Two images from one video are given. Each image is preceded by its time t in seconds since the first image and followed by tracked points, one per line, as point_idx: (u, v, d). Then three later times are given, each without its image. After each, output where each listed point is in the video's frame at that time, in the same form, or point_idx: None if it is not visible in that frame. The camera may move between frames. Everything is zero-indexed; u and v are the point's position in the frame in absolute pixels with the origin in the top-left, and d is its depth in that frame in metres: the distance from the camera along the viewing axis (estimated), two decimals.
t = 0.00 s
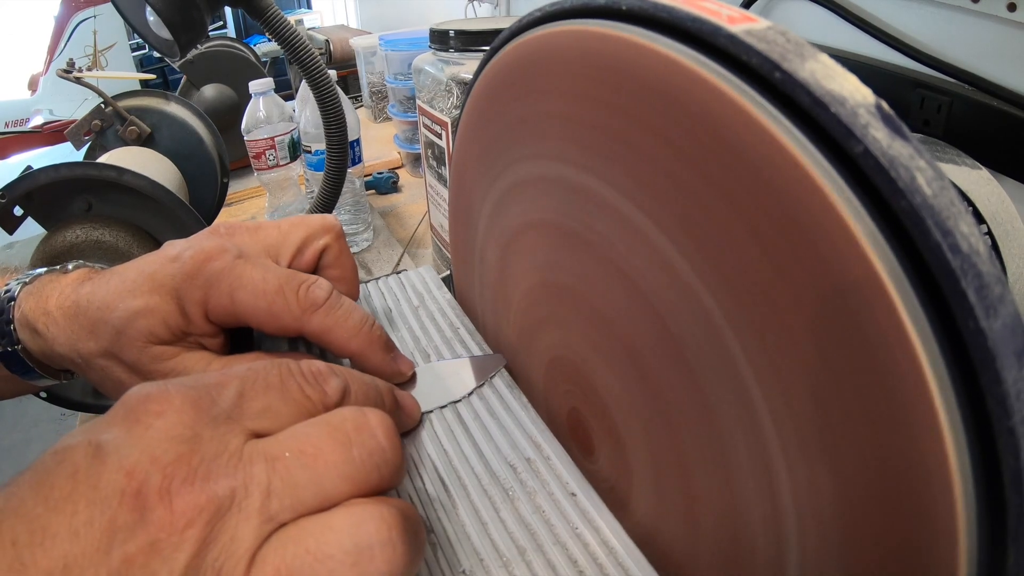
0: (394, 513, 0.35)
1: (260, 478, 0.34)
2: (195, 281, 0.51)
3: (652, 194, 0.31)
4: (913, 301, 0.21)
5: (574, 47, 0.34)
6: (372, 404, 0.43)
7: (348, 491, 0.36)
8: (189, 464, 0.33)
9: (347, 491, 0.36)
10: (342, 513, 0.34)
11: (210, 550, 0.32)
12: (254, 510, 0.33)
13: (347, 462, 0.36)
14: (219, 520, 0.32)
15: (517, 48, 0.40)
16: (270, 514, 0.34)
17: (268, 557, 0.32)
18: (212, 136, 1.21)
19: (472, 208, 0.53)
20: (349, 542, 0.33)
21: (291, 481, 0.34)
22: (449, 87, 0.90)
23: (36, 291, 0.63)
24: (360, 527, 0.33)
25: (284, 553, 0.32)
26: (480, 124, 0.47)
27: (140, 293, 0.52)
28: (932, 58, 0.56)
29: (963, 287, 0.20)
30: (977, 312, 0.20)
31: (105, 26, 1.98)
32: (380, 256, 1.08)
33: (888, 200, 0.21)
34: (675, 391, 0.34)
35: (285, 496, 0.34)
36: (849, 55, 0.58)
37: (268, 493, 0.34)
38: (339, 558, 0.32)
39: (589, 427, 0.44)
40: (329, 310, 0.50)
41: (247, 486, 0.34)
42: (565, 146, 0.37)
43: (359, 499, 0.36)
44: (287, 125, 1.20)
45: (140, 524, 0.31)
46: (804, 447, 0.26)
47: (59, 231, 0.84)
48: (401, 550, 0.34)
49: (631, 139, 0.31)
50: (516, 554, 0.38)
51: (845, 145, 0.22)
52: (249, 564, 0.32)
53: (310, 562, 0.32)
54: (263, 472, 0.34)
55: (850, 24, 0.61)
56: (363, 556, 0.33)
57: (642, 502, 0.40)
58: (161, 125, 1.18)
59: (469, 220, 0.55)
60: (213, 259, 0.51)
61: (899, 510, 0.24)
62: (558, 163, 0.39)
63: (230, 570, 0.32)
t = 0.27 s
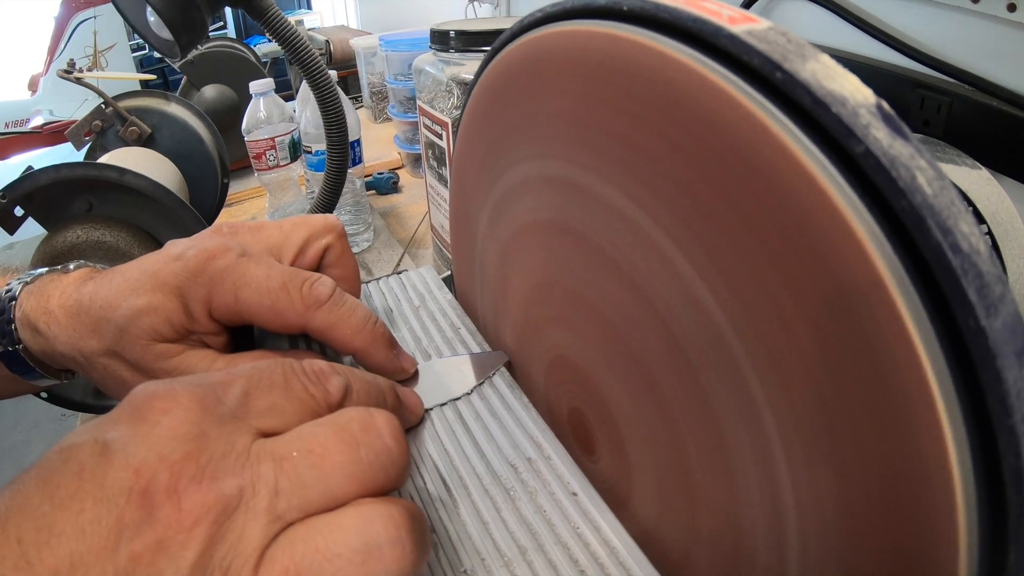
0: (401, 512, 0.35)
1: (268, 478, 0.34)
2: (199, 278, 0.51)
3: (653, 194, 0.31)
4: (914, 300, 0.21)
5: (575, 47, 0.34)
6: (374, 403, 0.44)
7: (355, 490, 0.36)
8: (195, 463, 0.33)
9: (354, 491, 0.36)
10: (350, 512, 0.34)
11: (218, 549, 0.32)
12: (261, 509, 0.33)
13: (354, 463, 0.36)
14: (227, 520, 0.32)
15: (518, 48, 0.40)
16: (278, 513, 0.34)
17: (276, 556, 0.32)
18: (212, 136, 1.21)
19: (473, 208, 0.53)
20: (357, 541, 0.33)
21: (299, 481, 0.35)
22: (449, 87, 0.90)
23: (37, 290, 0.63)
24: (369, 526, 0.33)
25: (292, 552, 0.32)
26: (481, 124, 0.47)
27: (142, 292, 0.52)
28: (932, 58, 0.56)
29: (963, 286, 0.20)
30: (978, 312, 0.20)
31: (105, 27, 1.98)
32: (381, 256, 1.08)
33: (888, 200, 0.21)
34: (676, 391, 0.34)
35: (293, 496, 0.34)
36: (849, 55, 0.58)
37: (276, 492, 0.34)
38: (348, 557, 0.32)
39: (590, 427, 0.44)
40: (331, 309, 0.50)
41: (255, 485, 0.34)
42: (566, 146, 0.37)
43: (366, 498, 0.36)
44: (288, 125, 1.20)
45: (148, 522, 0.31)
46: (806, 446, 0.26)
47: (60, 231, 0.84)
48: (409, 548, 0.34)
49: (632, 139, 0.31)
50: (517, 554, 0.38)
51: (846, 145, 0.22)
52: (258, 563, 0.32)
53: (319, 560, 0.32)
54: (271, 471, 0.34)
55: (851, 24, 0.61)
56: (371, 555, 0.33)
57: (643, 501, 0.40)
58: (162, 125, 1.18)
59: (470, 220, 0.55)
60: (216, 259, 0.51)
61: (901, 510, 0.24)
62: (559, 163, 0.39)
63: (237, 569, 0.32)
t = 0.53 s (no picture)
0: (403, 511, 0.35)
1: (270, 477, 0.34)
2: (200, 279, 0.51)
3: (653, 195, 0.31)
4: (914, 301, 0.21)
5: (575, 48, 0.34)
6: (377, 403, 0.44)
7: (357, 489, 0.36)
8: (197, 463, 0.33)
9: (356, 489, 0.36)
10: (352, 511, 0.34)
11: (220, 549, 0.32)
12: (263, 509, 0.33)
13: (356, 462, 0.36)
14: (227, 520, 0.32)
15: (519, 49, 0.40)
16: (280, 513, 0.34)
17: (279, 555, 0.32)
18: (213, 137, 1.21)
19: (474, 208, 0.53)
20: (359, 539, 0.33)
21: (301, 480, 0.35)
22: (449, 88, 0.90)
23: (38, 291, 0.63)
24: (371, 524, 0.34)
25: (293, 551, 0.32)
26: (481, 125, 0.47)
27: (144, 292, 0.52)
28: (932, 58, 0.56)
29: (962, 287, 0.20)
30: (977, 312, 0.20)
31: (105, 27, 1.98)
32: (381, 257, 1.08)
33: (888, 201, 0.21)
34: (677, 391, 0.34)
35: (295, 495, 0.34)
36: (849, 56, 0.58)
37: (277, 492, 0.34)
38: (350, 555, 0.32)
39: (590, 427, 0.44)
40: (333, 310, 0.50)
41: (257, 485, 0.34)
42: (567, 146, 0.38)
43: (368, 497, 0.36)
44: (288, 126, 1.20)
45: (150, 521, 0.31)
46: (806, 447, 0.27)
47: (60, 231, 0.84)
48: (410, 546, 0.34)
49: (632, 139, 0.31)
50: (518, 554, 0.38)
51: (845, 146, 0.22)
52: (260, 562, 0.32)
53: (320, 558, 0.32)
54: (273, 471, 0.34)
55: (850, 25, 0.61)
56: (374, 553, 0.33)
57: (644, 501, 0.40)
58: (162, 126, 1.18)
59: (470, 221, 0.55)
60: (217, 259, 0.51)
61: (901, 509, 0.24)
62: (559, 164, 0.39)
63: (239, 568, 0.32)
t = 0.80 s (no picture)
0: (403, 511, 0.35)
1: (270, 476, 0.34)
2: (200, 279, 0.51)
3: (654, 194, 0.31)
4: (915, 300, 0.21)
5: (576, 48, 0.34)
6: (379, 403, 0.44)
7: (357, 488, 0.36)
8: (198, 462, 0.33)
9: (357, 489, 0.36)
10: (352, 509, 0.34)
11: (221, 548, 0.32)
12: (264, 508, 0.33)
13: (357, 461, 0.36)
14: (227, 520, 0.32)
15: (519, 48, 0.40)
16: (281, 512, 0.34)
17: (279, 554, 0.32)
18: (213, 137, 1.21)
19: (474, 208, 0.53)
20: (359, 537, 0.33)
21: (301, 479, 0.35)
22: (449, 88, 0.90)
23: (37, 290, 0.63)
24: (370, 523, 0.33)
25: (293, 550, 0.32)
26: (482, 125, 0.47)
27: (145, 292, 0.52)
28: (932, 58, 0.56)
29: (963, 286, 0.20)
30: (978, 311, 0.20)
31: (105, 27, 1.98)
32: (381, 257, 1.08)
33: (889, 200, 0.21)
34: (678, 391, 0.34)
35: (296, 494, 0.34)
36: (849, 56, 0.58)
37: (276, 491, 0.34)
38: (351, 553, 0.32)
39: (590, 427, 0.44)
40: (333, 309, 0.50)
41: (258, 484, 0.34)
42: (567, 145, 0.38)
43: (369, 496, 0.36)
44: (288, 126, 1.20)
45: (151, 521, 0.31)
46: (807, 446, 0.26)
47: (61, 231, 0.84)
48: (411, 545, 0.34)
49: (633, 138, 0.31)
50: (518, 553, 0.38)
51: (846, 145, 0.22)
52: (260, 562, 0.32)
53: (321, 557, 0.32)
54: (273, 470, 0.34)
55: (851, 25, 0.61)
56: (374, 552, 0.33)
57: (644, 501, 0.40)
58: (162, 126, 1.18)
59: (470, 220, 0.55)
60: (218, 259, 0.51)
61: (902, 508, 0.24)
62: (559, 163, 0.39)
63: (240, 568, 0.32)
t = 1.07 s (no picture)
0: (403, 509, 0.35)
1: (270, 475, 0.34)
2: (199, 279, 0.51)
3: (655, 193, 0.31)
4: (918, 298, 0.21)
5: (577, 46, 0.34)
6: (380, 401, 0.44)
7: (358, 487, 0.36)
8: (198, 460, 0.33)
9: (357, 487, 0.36)
10: (353, 508, 0.34)
11: (221, 547, 0.31)
12: (265, 507, 0.33)
13: (357, 459, 0.36)
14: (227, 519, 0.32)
15: (519, 47, 0.40)
16: (281, 510, 0.33)
17: (280, 553, 0.32)
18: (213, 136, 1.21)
19: (475, 207, 0.53)
20: (360, 536, 0.33)
21: (302, 478, 0.34)
22: (449, 87, 0.90)
23: (37, 290, 0.63)
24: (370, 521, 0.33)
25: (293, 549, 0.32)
26: (482, 124, 0.47)
27: (145, 292, 0.52)
28: (933, 58, 0.56)
29: (966, 284, 0.20)
30: (981, 309, 0.20)
31: (105, 27, 1.98)
32: (381, 256, 1.08)
33: (891, 199, 0.21)
34: (679, 390, 0.34)
35: (297, 493, 0.34)
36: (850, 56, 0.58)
37: (276, 489, 0.34)
38: (352, 551, 0.32)
39: (591, 426, 0.44)
40: (334, 309, 0.50)
41: (259, 483, 0.34)
42: (568, 144, 0.37)
43: (369, 494, 0.36)
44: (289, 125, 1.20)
45: (151, 519, 0.31)
46: (809, 445, 0.26)
47: (61, 230, 0.83)
48: (411, 543, 0.34)
49: (634, 137, 0.31)
50: (518, 553, 0.38)
51: (849, 143, 0.22)
52: (260, 561, 0.32)
53: (321, 555, 0.32)
54: (274, 469, 0.34)
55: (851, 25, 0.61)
56: (375, 550, 0.33)
57: (645, 499, 0.40)
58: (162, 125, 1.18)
59: (471, 219, 0.55)
60: (218, 258, 0.51)
61: (904, 507, 0.24)
62: (560, 162, 0.39)
63: (240, 566, 0.32)
